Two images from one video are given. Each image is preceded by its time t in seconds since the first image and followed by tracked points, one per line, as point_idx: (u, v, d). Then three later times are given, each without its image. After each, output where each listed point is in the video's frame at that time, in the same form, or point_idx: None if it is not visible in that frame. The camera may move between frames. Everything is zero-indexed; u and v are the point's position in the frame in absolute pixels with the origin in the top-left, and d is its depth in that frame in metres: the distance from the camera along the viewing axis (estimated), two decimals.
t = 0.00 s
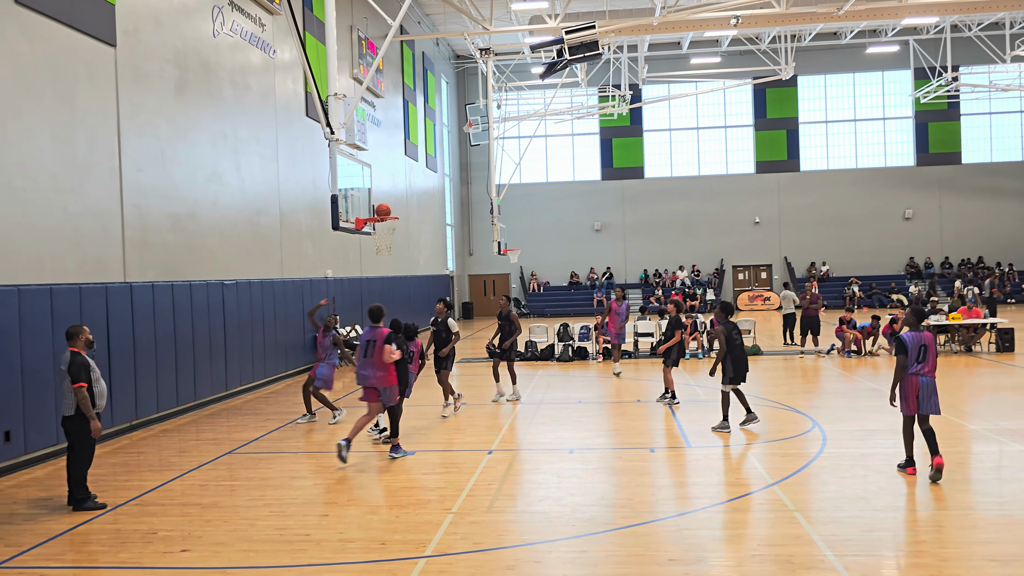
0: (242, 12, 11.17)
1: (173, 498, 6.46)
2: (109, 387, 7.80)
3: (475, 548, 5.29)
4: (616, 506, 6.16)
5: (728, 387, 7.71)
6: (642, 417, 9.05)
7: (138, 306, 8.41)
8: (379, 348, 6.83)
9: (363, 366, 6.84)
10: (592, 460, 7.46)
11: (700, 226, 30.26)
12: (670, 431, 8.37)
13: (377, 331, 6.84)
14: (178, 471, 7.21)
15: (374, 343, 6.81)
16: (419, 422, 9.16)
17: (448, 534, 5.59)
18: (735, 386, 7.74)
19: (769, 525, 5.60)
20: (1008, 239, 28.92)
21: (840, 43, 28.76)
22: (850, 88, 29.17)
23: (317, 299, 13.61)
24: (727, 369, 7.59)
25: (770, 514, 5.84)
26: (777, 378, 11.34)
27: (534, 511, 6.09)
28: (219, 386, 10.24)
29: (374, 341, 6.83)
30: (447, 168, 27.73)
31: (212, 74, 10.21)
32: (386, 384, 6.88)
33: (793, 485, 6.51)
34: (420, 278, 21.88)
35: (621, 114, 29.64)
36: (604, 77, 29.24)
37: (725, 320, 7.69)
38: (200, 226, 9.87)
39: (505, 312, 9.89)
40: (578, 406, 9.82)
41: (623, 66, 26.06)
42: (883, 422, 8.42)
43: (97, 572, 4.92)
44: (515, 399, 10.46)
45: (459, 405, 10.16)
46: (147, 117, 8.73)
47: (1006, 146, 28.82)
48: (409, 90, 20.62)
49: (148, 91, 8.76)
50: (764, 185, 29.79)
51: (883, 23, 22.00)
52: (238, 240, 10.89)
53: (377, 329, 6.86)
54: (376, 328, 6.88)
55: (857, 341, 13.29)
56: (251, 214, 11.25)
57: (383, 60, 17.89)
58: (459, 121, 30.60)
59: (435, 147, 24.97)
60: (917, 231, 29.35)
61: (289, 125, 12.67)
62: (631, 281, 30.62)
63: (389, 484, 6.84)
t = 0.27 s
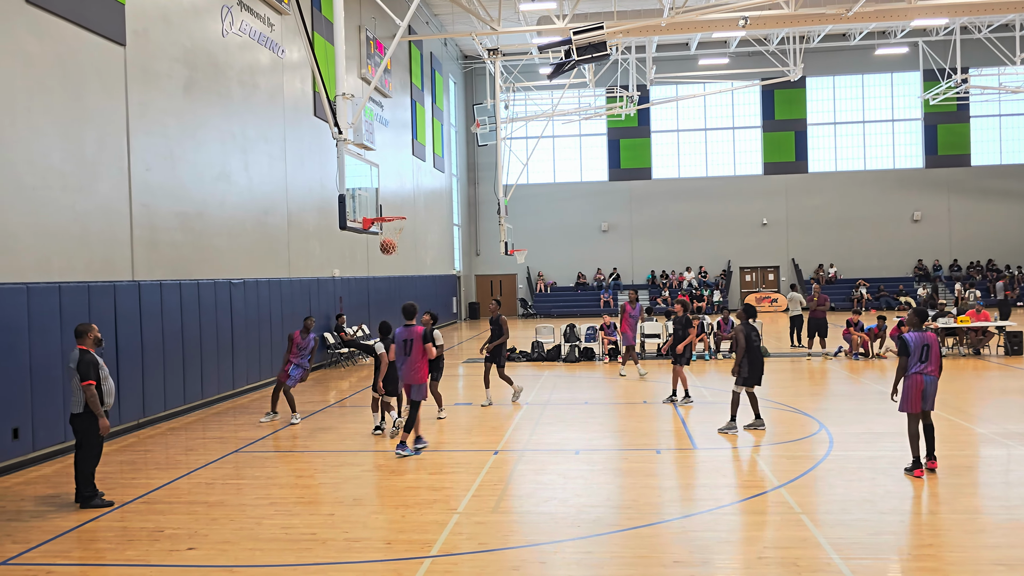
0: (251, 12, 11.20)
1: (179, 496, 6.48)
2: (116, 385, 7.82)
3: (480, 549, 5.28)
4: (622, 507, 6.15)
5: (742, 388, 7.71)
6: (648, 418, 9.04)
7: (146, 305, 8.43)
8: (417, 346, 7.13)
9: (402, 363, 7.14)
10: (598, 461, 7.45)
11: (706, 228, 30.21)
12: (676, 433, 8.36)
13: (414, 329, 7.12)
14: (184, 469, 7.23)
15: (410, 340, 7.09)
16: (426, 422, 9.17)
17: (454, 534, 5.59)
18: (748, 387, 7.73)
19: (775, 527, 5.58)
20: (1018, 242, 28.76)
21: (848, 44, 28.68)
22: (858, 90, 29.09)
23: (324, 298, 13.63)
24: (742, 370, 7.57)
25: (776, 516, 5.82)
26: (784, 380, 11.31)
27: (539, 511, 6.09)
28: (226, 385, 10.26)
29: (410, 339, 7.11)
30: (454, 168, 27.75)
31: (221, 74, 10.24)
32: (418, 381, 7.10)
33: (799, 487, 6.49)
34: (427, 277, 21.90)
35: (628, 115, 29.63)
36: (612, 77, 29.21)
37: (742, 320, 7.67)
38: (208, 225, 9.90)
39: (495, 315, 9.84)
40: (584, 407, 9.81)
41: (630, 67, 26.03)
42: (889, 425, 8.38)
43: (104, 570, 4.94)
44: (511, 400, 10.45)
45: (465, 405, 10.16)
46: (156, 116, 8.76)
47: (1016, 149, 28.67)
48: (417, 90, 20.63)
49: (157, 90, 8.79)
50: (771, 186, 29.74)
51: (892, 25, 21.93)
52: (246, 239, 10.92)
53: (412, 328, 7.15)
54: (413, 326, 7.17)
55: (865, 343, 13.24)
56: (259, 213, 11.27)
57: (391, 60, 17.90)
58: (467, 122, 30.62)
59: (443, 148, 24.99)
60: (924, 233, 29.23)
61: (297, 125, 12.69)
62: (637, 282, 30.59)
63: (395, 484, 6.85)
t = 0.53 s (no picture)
0: (254, 13, 11.22)
1: (178, 496, 6.48)
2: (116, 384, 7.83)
3: (479, 551, 5.28)
4: (621, 510, 6.14)
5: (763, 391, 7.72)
6: (647, 421, 9.03)
7: (146, 304, 8.44)
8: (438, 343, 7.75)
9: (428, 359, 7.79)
10: (597, 464, 7.44)
11: (708, 230, 30.19)
12: (675, 436, 8.35)
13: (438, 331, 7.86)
14: (183, 469, 7.24)
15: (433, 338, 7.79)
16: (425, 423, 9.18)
17: (453, 536, 5.59)
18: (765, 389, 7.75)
19: (774, 531, 5.58)
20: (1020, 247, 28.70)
21: (851, 48, 28.66)
22: (860, 94, 29.07)
23: (324, 300, 13.63)
24: (762, 372, 7.57)
25: (776, 520, 5.81)
26: (784, 383, 11.30)
27: (538, 514, 6.09)
28: (226, 385, 10.27)
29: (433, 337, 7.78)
30: (455, 170, 27.75)
31: (222, 74, 10.25)
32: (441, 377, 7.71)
33: (799, 492, 6.48)
34: (427, 279, 21.92)
35: (629, 117, 29.63)
36: (614, 80, 29.21)
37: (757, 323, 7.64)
38: (208, 225, 9.90)
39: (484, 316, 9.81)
40: (584, 409, 9.80)
41: (632, 69, 26.02)
42: (889, 429, 8.37)
43: (103, 569, 4.95)
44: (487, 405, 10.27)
45: (465, 406, 10.17)
46: (158, 116, 8.78)
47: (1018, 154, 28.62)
48: (418, 92, 20.67)
49: (159, 90, 8.81)
50: (773, 190, 29.71)
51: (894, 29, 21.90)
52: (247, 239, 10.93)
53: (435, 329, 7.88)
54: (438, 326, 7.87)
55: (865, 348, 13.23)
56: (259, 214, 11.28)
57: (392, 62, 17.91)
58: (468, 123, 30.64)
59: (444, 149, 24.99)
60: (926, 238, 29.19)
61: (298, 126, 12.70)
62: (637, 284, 30.57)
63: (394, 485, 6.85)
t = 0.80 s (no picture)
0: (254, 13, 11.22)
1: (173, 496, 6.47)
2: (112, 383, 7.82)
3: (474, 553, 5.28)
4: (617, 514, 6.14)
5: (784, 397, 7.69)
6: (643, 425, 9.04)
7: (143, 303, 8.44)
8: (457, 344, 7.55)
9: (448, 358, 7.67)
10: (593, 467, 7.44)
11: (706, 234, 30.21)
12: (671, 440, 8.36)
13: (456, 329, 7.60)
14: (179, 468, 7.23)
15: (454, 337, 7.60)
16: (421, 425, 9.18)
17: (448, 538, 5.59)
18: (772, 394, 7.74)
19: (770, 536, 5.58)
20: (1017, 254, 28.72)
21: (850, 54, 28.70)
22: (859, 99, 29.10)
23: (320, 300, 13.62)
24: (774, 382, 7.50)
25: (771, 525, 5.81)
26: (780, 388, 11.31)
27: (534, 516, 6.09)
28: (222, 384, 10.26)
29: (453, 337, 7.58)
30: (453, 171, 27.75)
31: (221, 73, 10.25)
32: (458, 377, 7.59)
33: (795, 497, 6.48)
34: (424, 281, 21.91)
35: (628, 121, 29.65)
36: (614, 83, 29.24)
37: (781, 331, 7.47)
38: (206, 225, 9.90)
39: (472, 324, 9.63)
40: (579, 412, 9.81)
41: (631, 73, 26.04)
42: (885, 435, 8.38)
43: (97, 568, 4.94)
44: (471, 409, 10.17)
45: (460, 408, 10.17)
46: (157, 115, 8.77)
47: (1017, 161, 28.65)
48: (416, 94, 20.66)
49: (158, 89, 8.81)
50: (771, 194, 29.73)
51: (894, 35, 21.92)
52: (244, 238, 10.93)
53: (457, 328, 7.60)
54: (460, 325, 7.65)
55: (862, 353, 13.24)
56: (257, 213, 11.28)
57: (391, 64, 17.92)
58: (467, 125, 30.65)
59: (442, 150, 25.00)
60: (924, 244, 29.21)
61: (296, 126, 12.70)
62: (635, 287, 30.58)
63: (390, 487, 6.85)
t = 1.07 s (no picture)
0: (254, 12, 11.22)
1: (170, 494, 6.47)
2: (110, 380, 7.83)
3: (471, 554, 5.29)
4: (613, 515, 6.15)
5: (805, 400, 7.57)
6: (641, 427, 9.03)
7: (142, 301, 8.44)
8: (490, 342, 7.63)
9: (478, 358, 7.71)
10: (590, 468, 7.43)
11: (706, 236, 30.21)
12: (669, 442, 8.35)
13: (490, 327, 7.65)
14: (175, 466, 7.23)
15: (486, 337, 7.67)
16: (419, 425, 9.18)
17: (445, 538, 5.59)
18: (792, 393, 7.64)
19: (767, 539, 5.58)
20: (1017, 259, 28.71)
21: (851, 57, 28.70)
22: (860, 103, 29.09)
23: (318, 300, 13.60)
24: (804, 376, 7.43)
25: (768, 528, 5.82)
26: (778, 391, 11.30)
27: (530, 517, 6.10)
28: (220, 382, 10.27)
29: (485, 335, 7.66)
30: (453, 172, 27.75)
31: (221, 71, 10.23)
32: (490, 375, 7.63)
33: (792, 499, 6.49)
34: (423, 281, 21.90)
35: (628, 122, 29.64)
36: (614, 84, 29.23)
37: (809, 334, 7.31)
38: (205, 223, 9.90)
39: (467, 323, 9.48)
40: (577, 413, 9.81)
41: (632, 74, 26.00)
42: (882, 439, 8.37)
43: (93, 566, 4.94)
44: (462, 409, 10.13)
45: (458, 408, 10.18)
46: (157, 113, 8.78)
47: (1017, 166, 28.61)
48: (417, 94, 20.66)
49: (158, 86, 8.80)
50: (772, 196, 29.73)
51: (895, 38, 21.90)
52: (243, 237, 10.92)
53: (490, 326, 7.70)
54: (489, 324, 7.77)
55: (860, 357, 13.23)
56: (256, 212, 11.27)
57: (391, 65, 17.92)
58: (467, 125, 30.65)
59: (442, 151, 25.00)
60: (923, 247, 29.20)
61: (296, 126, 12.69)
62: (634, 289, 30.58)
63: (387, 486, 6.85)
